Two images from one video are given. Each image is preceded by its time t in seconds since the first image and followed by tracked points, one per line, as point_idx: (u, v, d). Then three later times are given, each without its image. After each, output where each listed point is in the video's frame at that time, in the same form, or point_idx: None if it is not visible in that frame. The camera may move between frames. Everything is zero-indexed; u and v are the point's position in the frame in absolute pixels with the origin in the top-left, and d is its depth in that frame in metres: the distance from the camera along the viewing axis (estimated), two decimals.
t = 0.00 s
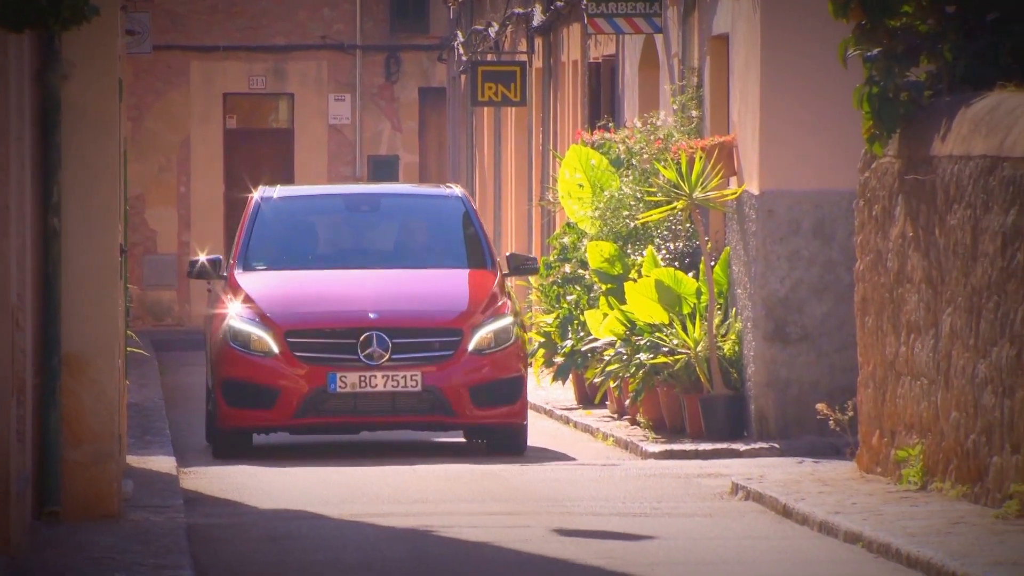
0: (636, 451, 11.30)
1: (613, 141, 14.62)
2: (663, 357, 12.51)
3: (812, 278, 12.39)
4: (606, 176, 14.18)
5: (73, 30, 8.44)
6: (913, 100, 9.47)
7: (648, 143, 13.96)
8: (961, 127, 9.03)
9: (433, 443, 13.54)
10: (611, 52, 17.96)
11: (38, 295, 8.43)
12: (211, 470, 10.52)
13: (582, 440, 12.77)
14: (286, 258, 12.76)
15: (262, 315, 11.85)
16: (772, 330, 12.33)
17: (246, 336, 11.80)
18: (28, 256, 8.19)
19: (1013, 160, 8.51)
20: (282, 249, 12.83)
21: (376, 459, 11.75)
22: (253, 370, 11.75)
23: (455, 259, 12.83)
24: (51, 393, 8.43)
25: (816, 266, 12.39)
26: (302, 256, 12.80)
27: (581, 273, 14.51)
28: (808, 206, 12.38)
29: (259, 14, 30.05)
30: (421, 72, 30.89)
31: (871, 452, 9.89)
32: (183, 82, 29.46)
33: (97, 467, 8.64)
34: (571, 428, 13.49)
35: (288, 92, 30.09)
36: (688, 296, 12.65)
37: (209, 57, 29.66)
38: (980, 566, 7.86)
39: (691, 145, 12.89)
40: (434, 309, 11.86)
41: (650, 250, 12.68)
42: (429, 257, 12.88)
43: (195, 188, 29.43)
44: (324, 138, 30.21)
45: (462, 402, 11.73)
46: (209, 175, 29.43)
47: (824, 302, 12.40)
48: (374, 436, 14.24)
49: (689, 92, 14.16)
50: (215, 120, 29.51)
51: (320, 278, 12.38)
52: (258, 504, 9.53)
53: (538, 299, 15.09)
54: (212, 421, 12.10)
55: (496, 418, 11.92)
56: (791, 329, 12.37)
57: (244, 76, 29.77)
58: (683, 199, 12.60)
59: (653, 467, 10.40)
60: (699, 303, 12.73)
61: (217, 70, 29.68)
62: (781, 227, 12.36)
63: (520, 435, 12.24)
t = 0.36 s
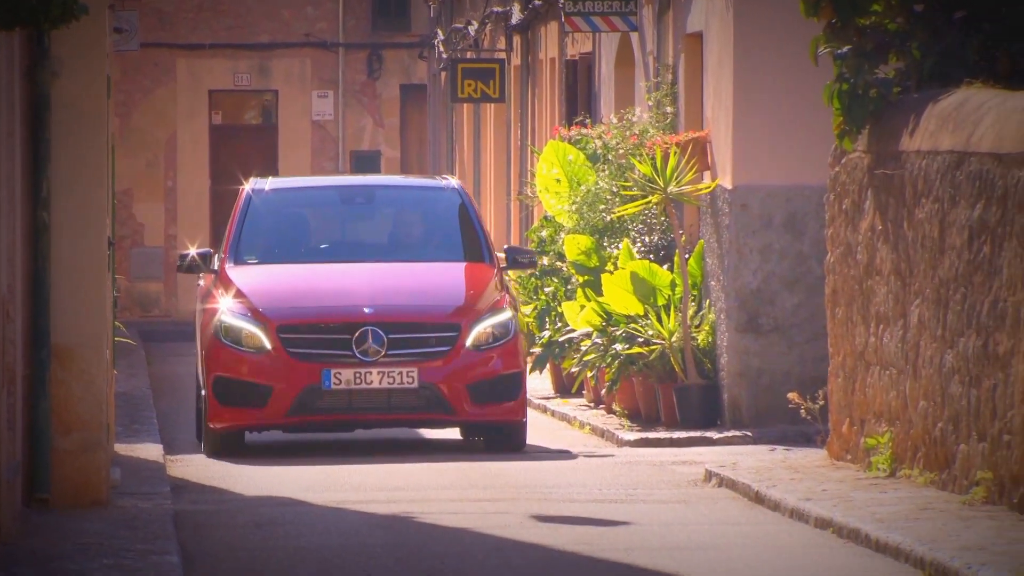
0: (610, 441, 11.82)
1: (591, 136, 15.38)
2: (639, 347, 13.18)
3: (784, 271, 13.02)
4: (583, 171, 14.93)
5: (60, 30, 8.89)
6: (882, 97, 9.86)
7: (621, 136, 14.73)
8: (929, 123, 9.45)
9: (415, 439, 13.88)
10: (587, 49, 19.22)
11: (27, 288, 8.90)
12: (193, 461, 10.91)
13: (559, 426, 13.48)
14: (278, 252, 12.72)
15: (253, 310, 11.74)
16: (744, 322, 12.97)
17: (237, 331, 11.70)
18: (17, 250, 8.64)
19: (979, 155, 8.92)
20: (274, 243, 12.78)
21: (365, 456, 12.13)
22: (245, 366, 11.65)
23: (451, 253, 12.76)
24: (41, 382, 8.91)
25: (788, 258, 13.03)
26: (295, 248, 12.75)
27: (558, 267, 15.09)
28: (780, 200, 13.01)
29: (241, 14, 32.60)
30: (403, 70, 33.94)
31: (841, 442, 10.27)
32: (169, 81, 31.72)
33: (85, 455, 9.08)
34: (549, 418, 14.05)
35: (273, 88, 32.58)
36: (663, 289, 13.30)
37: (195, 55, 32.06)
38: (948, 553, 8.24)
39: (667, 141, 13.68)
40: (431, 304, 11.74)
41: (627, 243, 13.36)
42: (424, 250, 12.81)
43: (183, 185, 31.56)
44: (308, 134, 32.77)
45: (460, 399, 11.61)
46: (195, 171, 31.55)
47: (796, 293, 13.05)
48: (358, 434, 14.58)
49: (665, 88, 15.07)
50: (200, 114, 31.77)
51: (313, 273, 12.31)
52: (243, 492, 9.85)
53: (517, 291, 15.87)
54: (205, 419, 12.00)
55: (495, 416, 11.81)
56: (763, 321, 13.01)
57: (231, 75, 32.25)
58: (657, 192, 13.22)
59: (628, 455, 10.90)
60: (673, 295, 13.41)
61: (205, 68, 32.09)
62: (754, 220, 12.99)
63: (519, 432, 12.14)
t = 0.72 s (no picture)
0: (592, 426, 12.61)
1: (571, 131, 16.31)
2: (618, 336, 14.00)
3: (761, 262, 13.73)
4: (564, 165, 15.83)
5: (57, 28, 9.35)
6: (855, 92, 10.30)
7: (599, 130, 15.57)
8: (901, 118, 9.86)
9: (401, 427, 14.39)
10: (569, 46, 20.24)
11: (26, 279, 9.34)
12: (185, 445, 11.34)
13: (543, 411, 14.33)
14: (276, 244, 12.50)
15: (251, 303, 11.55)
16: (722, 312, 13.72)
17: (235, 325, 11.50)
18: (16, 242, 9.09)
19: (950, 150, 9.35)
20: (272, 236, 12.55)
21: (354, 447, 12.52)
22: (243, 361, 11.46)
23: (452, 246, 12.56)
24: (37, 371, 9.32)
25: (765, 250, 13.73)
26: (293, 241, 12.54)
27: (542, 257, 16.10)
28: (756, 192, 13.71)
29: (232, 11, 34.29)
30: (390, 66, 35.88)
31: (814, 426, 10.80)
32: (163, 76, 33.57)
33: (81, 442, 9.47)
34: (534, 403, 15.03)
35: (263, 84, 34.35)
36: (642, 279, 14.14)
37: (188, 52, 33.80)
38: (919, 536, 8.72)
39: (646, 136, 14.52)
40: (433, 295, 11.58)
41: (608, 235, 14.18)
42: (426, 242, 12.62)
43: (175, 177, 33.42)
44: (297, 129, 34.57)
45: (463, 393, 11.45)
46: (187, 164, 33.42)
47: (771, 284, 13.77)
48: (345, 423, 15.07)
49: (643, 85, 15.81)
50: (195, 112, 33.57)
51: (312, 265, 12.11)
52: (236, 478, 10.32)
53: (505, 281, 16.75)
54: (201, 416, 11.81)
55: (499, 411, 11.64)
56: (740, 310, 13.76)
57: (223, 71, 33.93)
58: (638, 184, 14.13)
59: (607, 441, 11.52)
60: (653, 286, 14.22)
61: (196, 66, 33.76)
62: (730, 213, 13.69)
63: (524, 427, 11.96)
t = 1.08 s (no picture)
0: (573, 414, 13.22)
1: (553, 129, 17.61)
2: (598, 327, 15.29)
3: (736, 256, 14.93)
4: (546, 162, 16.89)
5: (56, 31, 9.85)
6: (827, 92, 10.92)
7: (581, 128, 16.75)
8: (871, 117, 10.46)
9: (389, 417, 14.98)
10: (549, 48, 21.61)
11: (26, 272, 9.84)
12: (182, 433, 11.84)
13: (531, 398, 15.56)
14: (274, 237, 12.30)
15: (250, 300, 11.27)
16: (699, 304, 14.91)
17: (233, 323, 11.23)
18: (15, 235, 9.56)
19: (918, 148, 9.92)
20: (272, 228, 12.37)
21: (349, 446, 12.50)
22: (241, 359, 11.19)
23: (456, 239, 12.36)
24: (37, 360, 9.82)
25: (740, 244, 14.93)
26: (293, 233, 12.34)
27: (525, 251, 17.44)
28: (731, 189, 14.90)
29: (227, 13, 35.87)
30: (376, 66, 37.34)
31: (788, 414, 11.46)
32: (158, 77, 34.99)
33: (78, 428, 9.98)
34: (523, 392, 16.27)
35: (254, 84, 35.85)
36: (621, 272, 15.42)
37: (181, 53, 35.26)
38: (888, 520, 9.22)
39: (624, 133, 15.73)
40: (436, 291, 11.32)
41: (589, 231, 15.44)
42: (428, 236, 12.41)
43: (169, 174, 34.78)
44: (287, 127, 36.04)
45: (467, 392, 11.20)
46: (181, 164, 34.84)
47: (747, 275, 14.97)
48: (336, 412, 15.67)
49: (623, 84, 16.85)
50: (187, 110, 35.05)
51: (312, 259, 11.88)
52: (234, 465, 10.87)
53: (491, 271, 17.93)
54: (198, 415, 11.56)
55: (503, 411, 11.40)
56: (715, 302, 14.94)
57: (215, 71, 35.44)
58: (616, 180, 15.18)
59: (588, 428, 12.35)
60: (631, 278, 15.46)
61: (189, 66, 35.32)
62: (706, 207, 14.88)
63: (530, 427, 11.72)
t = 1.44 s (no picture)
0: (558, 403, 13.87)
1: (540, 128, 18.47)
2: (583, 320, 16.54)
3: (714, 249, 16.10)
4: (531, 160, 18.11)
5: (59, 32, 10.27)
6: (801, 92, 11.46)
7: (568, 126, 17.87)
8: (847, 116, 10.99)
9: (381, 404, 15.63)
10: (535, 49, 22.75)
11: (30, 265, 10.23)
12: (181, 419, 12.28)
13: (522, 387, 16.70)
14: (282, 238, 12.26)
15: (254, 303, 11.19)
16: (680, 298, 16.05)
17: (237, 327, 11.14)
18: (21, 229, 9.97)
19: (889, 146, 10.46)
20: (277, 230, 12.31)
21: (343, 443, 12.72)
22: (245, 364, 11.09)
23: (464, 245, 12.30)
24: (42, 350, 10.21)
25: (718, 239, 16.10)
26: (299, 234, 12.28)
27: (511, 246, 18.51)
28: (710, 186, 16.06)
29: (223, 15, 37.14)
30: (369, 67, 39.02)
31: (765, 402, 12.10)
32: (159, 77, 36.17)
33: (81, 416, 10.37)
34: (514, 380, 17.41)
35: (251, 85, 37.18)
36: (604, 266, 16.54)
37: (179, 55, 36.43)
38: (861, 505, 9.71)
39: (608, 132, 16.93)
40: (444, 296, 11.24)
41: (573, 226, 16.49)
42: (436, 238, 12.37)
43: (169, 172, 35.60)
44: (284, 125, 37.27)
45: (475, 399, 11.14)
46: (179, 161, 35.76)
47: (724, 270, 16.12)
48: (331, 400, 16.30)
49: (606, 85, 18.05)
50: (186, 109, 36.14)
51: (319, 261, 11.82)
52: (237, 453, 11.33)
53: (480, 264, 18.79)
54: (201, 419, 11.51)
55: (512, 418, 11.35)
56: (695, 294, 16.07)
57: (214, 71, 36.73)
58: (600, 178, 16.56)
59: (575, 416, 12.91)
60: (614, 272, 16.64)
61: (189, 66, 36.56)
62: (686, 205, 16.03)
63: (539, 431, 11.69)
